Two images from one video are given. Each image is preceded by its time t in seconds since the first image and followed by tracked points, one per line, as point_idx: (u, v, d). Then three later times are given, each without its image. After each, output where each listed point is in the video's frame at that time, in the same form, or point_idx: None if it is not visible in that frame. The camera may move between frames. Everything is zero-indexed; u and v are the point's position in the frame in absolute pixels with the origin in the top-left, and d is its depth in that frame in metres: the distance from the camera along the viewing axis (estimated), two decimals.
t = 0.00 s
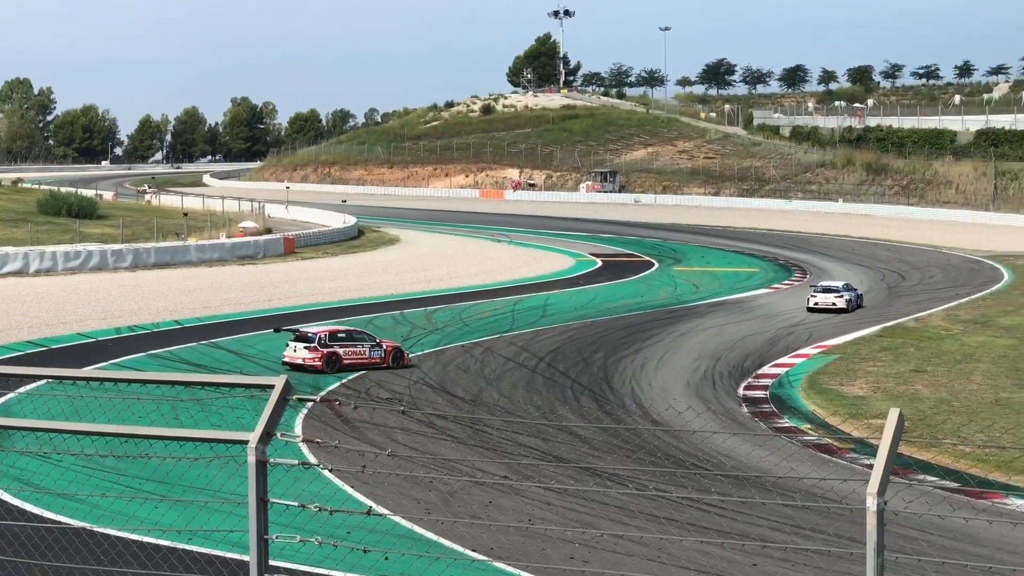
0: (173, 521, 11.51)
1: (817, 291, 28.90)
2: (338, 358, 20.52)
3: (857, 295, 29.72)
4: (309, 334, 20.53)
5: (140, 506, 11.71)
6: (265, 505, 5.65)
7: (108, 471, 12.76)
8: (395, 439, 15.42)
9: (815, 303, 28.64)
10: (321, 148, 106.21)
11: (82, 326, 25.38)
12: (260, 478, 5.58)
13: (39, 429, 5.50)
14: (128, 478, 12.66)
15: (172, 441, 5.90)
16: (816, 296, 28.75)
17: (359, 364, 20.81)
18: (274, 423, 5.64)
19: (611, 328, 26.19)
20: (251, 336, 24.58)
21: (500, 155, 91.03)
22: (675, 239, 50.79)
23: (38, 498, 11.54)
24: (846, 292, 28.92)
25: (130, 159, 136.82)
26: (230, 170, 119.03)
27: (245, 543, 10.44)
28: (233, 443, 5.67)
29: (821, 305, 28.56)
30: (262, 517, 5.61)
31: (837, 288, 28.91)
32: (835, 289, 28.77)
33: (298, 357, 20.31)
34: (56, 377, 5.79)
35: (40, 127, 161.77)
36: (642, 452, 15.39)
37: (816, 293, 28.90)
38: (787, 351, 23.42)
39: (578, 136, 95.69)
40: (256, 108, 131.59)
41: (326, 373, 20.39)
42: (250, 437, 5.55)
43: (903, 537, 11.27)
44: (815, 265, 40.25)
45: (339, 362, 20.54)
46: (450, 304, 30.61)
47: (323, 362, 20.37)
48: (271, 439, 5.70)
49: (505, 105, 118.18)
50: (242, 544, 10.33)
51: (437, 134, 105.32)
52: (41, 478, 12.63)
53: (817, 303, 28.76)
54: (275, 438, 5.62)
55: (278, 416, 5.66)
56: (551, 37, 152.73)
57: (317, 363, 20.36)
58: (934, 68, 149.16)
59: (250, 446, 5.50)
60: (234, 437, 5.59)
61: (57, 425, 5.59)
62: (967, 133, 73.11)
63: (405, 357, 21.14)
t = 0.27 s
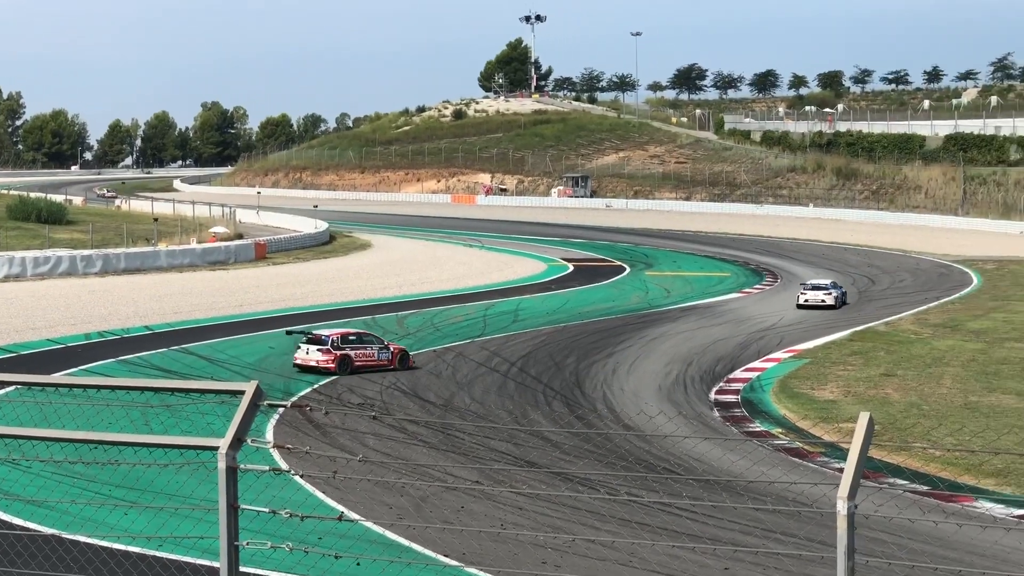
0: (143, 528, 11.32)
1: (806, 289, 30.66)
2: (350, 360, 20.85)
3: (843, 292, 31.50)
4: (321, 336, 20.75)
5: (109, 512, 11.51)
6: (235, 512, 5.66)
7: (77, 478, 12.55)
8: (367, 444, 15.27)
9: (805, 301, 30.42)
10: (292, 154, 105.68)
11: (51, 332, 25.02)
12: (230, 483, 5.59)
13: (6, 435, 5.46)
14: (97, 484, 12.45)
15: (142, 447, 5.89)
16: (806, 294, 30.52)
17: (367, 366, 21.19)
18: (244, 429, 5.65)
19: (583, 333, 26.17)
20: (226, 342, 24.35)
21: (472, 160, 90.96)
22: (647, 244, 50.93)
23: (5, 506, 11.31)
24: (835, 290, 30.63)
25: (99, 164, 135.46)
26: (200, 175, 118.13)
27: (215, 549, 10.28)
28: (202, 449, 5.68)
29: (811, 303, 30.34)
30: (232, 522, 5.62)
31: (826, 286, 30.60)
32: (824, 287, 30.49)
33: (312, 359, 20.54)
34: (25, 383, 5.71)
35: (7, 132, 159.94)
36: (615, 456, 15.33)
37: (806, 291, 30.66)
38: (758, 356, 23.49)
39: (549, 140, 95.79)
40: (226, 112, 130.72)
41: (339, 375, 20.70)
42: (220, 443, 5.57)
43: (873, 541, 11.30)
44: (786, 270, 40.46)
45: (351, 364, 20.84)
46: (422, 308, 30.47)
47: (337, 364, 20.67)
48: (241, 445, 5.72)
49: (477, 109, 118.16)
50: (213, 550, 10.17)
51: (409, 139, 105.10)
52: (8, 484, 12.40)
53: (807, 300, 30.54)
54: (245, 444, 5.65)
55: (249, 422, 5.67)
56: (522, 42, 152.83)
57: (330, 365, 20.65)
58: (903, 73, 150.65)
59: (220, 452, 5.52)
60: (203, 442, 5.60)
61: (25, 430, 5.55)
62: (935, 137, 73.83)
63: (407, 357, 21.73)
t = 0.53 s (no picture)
0: (112, 535, 11.09)
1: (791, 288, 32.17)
2: (360, 363, 21.10)
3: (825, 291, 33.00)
4: (332, 339, 21.04)
5: (78, 520, 11.28)
6: (206, 519, 5.54)
7: (46, 485, 12.30)
8: (339, 450, 15.13)
9: (790, 299, 31.95)
10: (264, 159, 105.06)
11: (20, 338, 24.61)
12: (200, 491, 5.46)
13: None
14: (66, 491, 12.22)
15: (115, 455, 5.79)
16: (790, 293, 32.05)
17: (376, 370, 21.42)
18: (213, 437, 5.53)
19: (555, 339, 26.10)
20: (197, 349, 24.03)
21: (444, 166, 90.79)
22: (619, 249, 51.00)
23: None
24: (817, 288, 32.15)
25: (67, 170, 134.02)
26: (171, 181, 117.14)
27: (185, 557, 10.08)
28: (173, 455, 5.56)
29: (795, 301, 31.91)
30: (203, 530, 5.50)
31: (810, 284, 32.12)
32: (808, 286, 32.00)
33: (324, 362, 20.79)
34: None
35: None
36: (587, 462, 15.25)
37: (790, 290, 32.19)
38: (730, 361, 23.54)
39: (521, 146, 95.84)
40: (197, 118, 129.77)
41: (351, 378, 20.94)
42: (189, 451, 5.45)
43: (844, 545, 11.29)
44: (757, 275, 40.64)
45: (361, 367, 21.07)
46: (394, 315, 30.28)
47: (348, 367, 20.93)
48: (212, 452, 5.60)
49: (449, 115, 118.04)
50: (183, 559, 9.97)
51: (381, 145, 104.78)
52: None
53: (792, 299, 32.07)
54: (216, 451, 5.53)
55: (219, 429, 5.54)
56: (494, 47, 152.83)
57: (342, 368, 20.91)
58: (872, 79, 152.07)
59: (190, 458, 5.40)
60: (173, 448, 5.49)
61: None
62: (905, 143, 74.43)
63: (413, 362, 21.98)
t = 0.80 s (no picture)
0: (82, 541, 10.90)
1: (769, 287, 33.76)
2: (368, 364, 21.35)
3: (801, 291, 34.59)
4: (342, 341, 21.30)
5: (47, 527, 11.06)
6: (175, 525, 5.76)
7: (14, 491, 12.08)
8: (310, 456, 14.96)
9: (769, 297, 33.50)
10: (235, 164, 104.37)
11: None
12: (171, 496, 5.66)
13: None
14: (34, 497, 12.00)
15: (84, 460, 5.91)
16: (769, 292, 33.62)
17: (382, 371, 21.67)
18: (184, 442, 5.77)
19: (527, 344, 26.03)
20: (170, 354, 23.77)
21: (415, 171, 90.59)
22: (591, 254, 51.08)
23: None
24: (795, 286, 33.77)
25: (35, 175, 132.51)
26: (140, 185, 116.05)
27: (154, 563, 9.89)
28: (142, 461, 5.75)
29: (774, 299, 33.49)
30: (172, 535, 5.72)
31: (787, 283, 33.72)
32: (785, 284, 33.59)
33: (334, 363, 21.01)
34: None
35: None
36: (558, 468, 15.17)
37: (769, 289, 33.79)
38: (702, 365, 23.60)
39: (493, 151, 95.82)
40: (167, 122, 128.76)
41: (359, 380, 21.15)
42: (160, 457, 5.66)
43: (814, 549, 11.29)
44: (728, 280, 40.82)
45: (368, 368, 21.31)
46: (365, 320, 30.11)
47: (357, 369, 21.15)
48: (181, 457, 5.82)
49: (420, 120, 117.85)
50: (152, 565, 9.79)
51: (352, 149, 104.37)
52: None
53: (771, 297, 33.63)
54: (184, 458, 5.75)
55: (187, 436, 5.77)
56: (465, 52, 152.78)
57: (351, 370, 21.12)
58: (842, 85, 153.61)
59: (160, 465, 5.61)
60: (143, 455, 5.68)
61: None
62: (874, 148, 75.09)
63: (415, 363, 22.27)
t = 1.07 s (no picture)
0: (53, 549, 10.72)
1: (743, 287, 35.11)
2: (375, 365, 21.79)
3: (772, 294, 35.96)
4: (350, 343, 21.76)
5: (16, 535, 10.88)
6: (146, 531, 5.71)
7: None
8: (282, 462, 14.82)
9: (743, 297, 34.84)
10: (206, 169, 103.55)
11: None
12: (141, 503, 5.61)
13: None
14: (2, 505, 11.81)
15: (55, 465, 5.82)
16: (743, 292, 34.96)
17: (388, 372, 22.11)
18: (154, 448, 5.69)
19: (499, 349, 25.92)
20: (138, 359, 23.48)
21: (387, 176, 90.26)
22: (564, 259, 51.07)
23: None
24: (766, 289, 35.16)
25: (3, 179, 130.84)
26: (110, 190, 114.88)
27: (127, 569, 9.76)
28: (112, 466, 5.70)
29: (747, 299, 34.83)
30: (143, 542, 5.67)
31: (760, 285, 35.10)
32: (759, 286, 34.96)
33: (343, 364, 21.48)
34: None
35: None
36: (531, 473, 15.09)
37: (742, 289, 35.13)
38: (674, 371, 23.59)
39: (465, 157, 95.70)
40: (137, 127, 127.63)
41: (367, 380, 21.61)
42: (129, 463, 5.58)
43: (786, 553, 11.27)
44: (700, 285, 40.94)
45: (374, 369, 21.76)
46: (337, 325, 29.90)
47: (366, 369, 21.61)
48: (151, 463, 5.75)
49: (392, 125, 117.52)
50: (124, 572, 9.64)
51: (324, 155, 103.88)
52: None
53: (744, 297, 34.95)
54: (155, 463, 5.68)
55: (158, 441, 5.71)
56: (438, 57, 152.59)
57: (359, 370, 21.58)
58: (812, 91, 154.76)
59: (129, 471, 5.54)
60: (113, 461, 5.61)
61: None
62: (845, 154, 75.65)
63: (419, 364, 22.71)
